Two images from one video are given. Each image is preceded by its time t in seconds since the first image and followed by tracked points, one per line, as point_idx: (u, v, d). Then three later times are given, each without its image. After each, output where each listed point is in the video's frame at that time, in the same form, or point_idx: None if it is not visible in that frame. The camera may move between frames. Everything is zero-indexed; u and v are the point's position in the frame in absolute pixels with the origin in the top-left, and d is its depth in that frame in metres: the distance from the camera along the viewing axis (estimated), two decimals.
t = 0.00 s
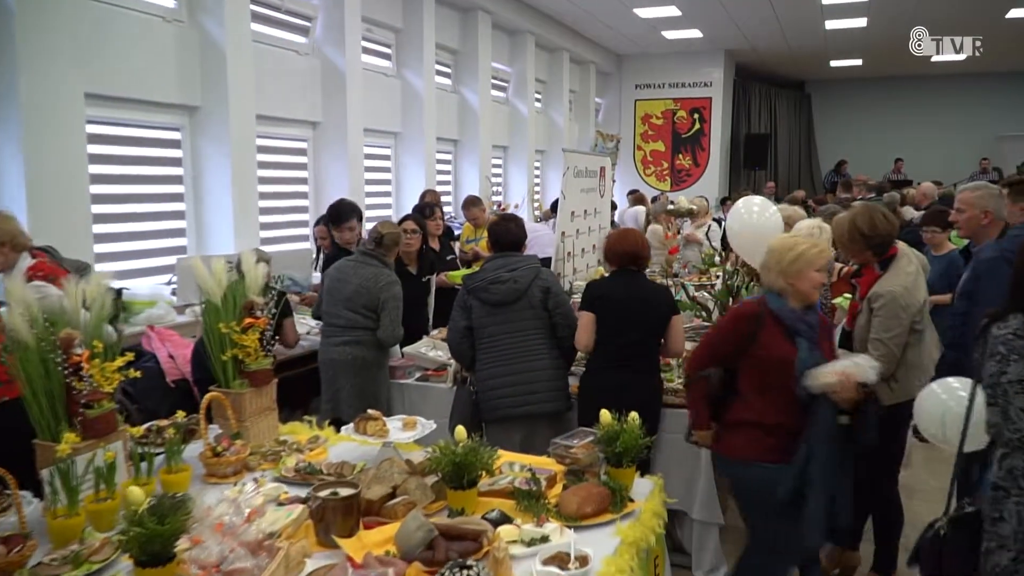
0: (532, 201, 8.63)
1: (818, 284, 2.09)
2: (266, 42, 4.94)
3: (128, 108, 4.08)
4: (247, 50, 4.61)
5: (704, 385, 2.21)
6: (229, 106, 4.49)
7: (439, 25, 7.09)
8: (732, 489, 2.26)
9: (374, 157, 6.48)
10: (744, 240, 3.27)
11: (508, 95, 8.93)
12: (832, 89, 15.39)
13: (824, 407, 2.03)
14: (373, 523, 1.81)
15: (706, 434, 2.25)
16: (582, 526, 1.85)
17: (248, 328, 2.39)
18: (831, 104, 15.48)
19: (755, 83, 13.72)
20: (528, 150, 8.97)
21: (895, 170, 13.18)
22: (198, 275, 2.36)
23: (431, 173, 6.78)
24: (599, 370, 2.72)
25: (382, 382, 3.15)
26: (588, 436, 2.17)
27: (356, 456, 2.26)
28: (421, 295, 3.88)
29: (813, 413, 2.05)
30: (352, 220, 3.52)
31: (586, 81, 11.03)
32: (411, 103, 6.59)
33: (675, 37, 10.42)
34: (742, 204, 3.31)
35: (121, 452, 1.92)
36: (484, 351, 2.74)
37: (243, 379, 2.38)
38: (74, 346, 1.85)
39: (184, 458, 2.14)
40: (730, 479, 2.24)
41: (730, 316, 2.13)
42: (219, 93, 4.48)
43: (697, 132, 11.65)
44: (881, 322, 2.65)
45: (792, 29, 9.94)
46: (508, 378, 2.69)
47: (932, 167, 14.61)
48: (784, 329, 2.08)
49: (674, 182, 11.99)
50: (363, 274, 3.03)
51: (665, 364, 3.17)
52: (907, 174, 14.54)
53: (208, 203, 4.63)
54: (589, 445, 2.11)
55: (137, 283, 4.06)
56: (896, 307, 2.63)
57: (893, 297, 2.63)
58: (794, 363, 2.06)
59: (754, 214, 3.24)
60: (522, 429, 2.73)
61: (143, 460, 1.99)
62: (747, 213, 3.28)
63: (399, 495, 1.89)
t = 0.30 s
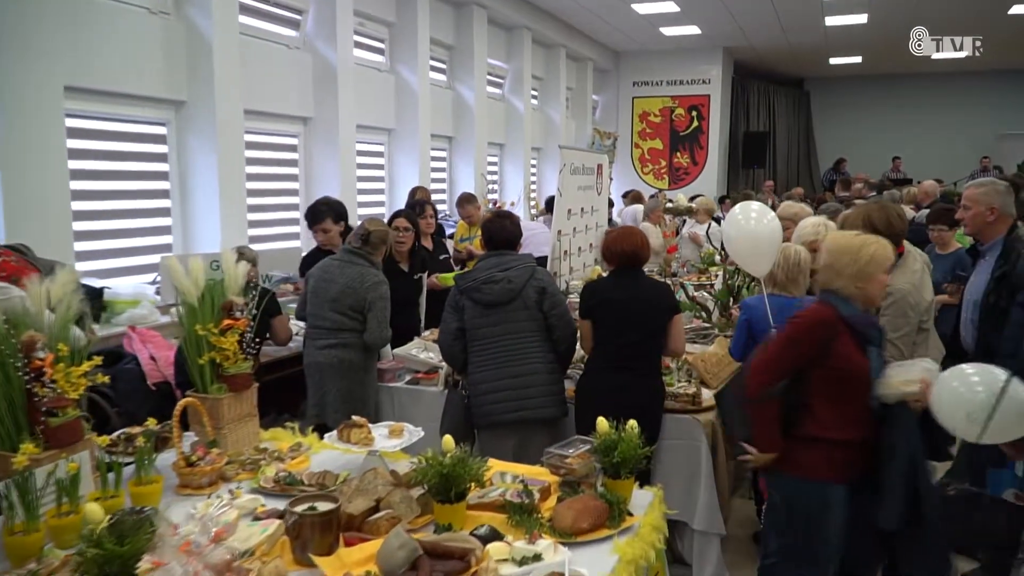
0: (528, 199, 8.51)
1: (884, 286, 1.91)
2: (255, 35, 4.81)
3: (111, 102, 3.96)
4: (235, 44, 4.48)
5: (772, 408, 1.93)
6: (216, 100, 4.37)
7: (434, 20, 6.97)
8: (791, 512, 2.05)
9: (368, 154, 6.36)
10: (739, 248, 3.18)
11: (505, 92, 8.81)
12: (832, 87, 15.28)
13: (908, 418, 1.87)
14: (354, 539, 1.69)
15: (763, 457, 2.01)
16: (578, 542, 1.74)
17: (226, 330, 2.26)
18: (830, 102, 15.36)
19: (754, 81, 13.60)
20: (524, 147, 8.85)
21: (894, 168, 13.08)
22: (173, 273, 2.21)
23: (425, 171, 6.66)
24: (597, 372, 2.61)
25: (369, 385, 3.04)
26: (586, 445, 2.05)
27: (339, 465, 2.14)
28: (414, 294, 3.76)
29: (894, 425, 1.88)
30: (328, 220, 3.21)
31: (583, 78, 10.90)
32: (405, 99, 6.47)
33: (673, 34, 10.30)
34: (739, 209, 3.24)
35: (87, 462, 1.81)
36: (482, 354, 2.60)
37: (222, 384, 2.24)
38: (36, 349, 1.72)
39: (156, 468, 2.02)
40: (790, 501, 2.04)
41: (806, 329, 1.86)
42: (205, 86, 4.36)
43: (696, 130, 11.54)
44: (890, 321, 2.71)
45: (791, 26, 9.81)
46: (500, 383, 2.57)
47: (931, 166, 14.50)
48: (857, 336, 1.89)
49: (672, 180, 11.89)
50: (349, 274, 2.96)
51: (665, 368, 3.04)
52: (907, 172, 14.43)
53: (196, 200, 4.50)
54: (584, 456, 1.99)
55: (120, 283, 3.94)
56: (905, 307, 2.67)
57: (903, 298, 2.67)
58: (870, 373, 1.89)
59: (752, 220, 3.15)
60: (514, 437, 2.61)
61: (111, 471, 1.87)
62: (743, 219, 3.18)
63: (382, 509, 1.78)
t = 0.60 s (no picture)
0: (527, 198, 8.38)
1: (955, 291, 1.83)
2: (246, 30, 4.70)
3: (108, 100, 3.93)
4: (224, 39, 4.37)
5: (877, 431, 1.77)
6: (204, 98, 4.25)
7: (430, 16, 6.84)
8: (878, 539, 1.89)
9: (363, 152, 6.23)
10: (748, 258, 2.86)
11: (503, 89, 8.68)
12: (834, 85, 15.13)
13: (991, 425, 1.82)
14: (332, 564, 1.57)
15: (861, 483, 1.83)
16: (572, 567, 1.62)
17: (203, 337, 2.13)
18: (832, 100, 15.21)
19: (755, 79, 13.47)
20: (523, 146, 8.73)
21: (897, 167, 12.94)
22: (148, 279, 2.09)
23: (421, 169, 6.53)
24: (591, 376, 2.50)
25: (358, 392, 2.92)
26: (582, 460, 1.93)
27: (321, 481, 2.02)
28: (407, 295, 3.63)
29: (978, 432, 1.82)
30: (310, 221, 3.20)
31: (583, 76, 10.78)
32: (401, 96, 6.35)
33: (673, 31, 10.17)
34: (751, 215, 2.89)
35: (47, 482, 1.68)
36: (483, 363, 2.47)
37: (199, 395, 2.12)
38: None
39: (124, 486, 1.90)
40: (879, 529, 1.87)
41: (910, 345, 1.71)
42: (192, 84, 4.24)
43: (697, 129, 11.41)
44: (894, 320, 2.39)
45: (793, 22, 9.68)
46: (493, 392, 2.45)
47: (934, 165, 14.35)
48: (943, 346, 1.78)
49: (672, 179, 11.78)
50: (336, 276, 2.84)
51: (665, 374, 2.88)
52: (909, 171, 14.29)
53: (184, 199, 4.38)
54: (579, 473, 1.87)
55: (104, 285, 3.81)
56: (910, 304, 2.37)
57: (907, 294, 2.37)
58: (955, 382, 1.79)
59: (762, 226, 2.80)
60: (509, 449, 2.49)
61: (74, 490, 1.74)
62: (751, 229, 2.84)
63: (363, 532, 1.66)
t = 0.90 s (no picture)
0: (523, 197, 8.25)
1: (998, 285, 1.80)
2: (230, 24, 4.56)
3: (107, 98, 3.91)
4: (208, 33, 4.24)
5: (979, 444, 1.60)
6: (187, 94, 4.12)
7: (423, 10, 6.70)
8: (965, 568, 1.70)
9: (354, 150, 6.09)
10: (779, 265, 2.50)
11: (498, 87, 8.54)
12: (834, 83, 14.99)
13: None
14: None
15: (1004, 500, 1.61)
16: None
17: (170, 343, 1.99)
18: (832, 98, 15.06)
19: (754, 77, 13.35)
20: (519, 143, 8.59)
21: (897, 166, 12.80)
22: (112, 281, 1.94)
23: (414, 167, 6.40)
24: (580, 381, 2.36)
25: (341, 399, 2.79)
26: (573, 476, 1.81)
27: (295, 498, 1.88)
28: (394, 296, 3.49)
29: None
30: (292, 221, 3.12)
31: (580, 74, 10.65)
32: (393, 92, 6.21)
33: (671, 27, 10.04)
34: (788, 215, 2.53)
35: None
36: (472, 370, 2.34)
37: (165, 406, 1.98)
38: None
39: (80, 507, 1.76)
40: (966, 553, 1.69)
41: (985, 343, 1.62)
42: (175, 80, 4.12)
43: (695, 127, 11.28)
44: (895, 325, 2.13)
45: (792, 18, 9.54)
46: (479, 402, 2.33)
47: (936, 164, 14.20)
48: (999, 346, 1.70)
49: (671, 178, 11.64)
50: (318, 278, 2.71)
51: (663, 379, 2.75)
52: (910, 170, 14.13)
53: (167, 198, 4.25)
54: (568, 491, 1.74)
55: (80, 287, 3.68)
56: (912, 306, 2.11)
57: (907, 295, 2.12)
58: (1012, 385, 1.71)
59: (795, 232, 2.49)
60: (498, 460, 2.37)
61: (23, 509, 1.61)
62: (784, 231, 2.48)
63: (336, 557, 1.53)
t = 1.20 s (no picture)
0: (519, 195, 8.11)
1: None
2: (215, 17, 4.42)
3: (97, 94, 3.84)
4: (191, 26, 4.11)
5: None
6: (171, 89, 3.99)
7: (416, 5, 6.56)
8: None
9: (344, 148, 5.94)
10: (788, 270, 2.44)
11: (493, 83, 8.40)
12: (834, 81, 14.85)
13: None
14: None
15: None
16: None
17: (133, 351, 1.85)
18: (831, 96, 14.92)
19: (753, 74, 13.23)
20: (515, 141, 8.44)
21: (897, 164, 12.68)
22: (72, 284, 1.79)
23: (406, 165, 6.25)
24: (571, 387, 2.21)
25: (322, 408, 2.64)
26: (564, 496, 1.67)
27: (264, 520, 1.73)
28: (381, 298, 3.34)
29: None
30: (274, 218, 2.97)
31: (577, 71, 10.52)
32: (385, 88, 6.07)
33: (669, 24, 9.90)
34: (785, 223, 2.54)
35: None
36: (458, 377, 2.20)
37: (126, 419, 1.83)
38: None
39: (26, 530, 1.61)
40: None
41: None
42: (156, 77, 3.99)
43: (694, 124, 11.15)
44: (910, 328, 2.00)
45: (792, 15, 9.40)
46: (467, 412, 2.19)
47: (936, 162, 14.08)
48: None
49: (668, 176, 11.51)
50: (298, 280, 2.57)
51: (661, 388, 2.63)
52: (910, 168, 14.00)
53: (149, 196, 4.10)
54: (559, 514, 1.60)
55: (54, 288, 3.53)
56: (929, 310, 1.99)
57: (925, 298, 1.99)
58: None
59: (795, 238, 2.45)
60: (485, 472, 2.23)
61: None
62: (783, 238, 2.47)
63: None
